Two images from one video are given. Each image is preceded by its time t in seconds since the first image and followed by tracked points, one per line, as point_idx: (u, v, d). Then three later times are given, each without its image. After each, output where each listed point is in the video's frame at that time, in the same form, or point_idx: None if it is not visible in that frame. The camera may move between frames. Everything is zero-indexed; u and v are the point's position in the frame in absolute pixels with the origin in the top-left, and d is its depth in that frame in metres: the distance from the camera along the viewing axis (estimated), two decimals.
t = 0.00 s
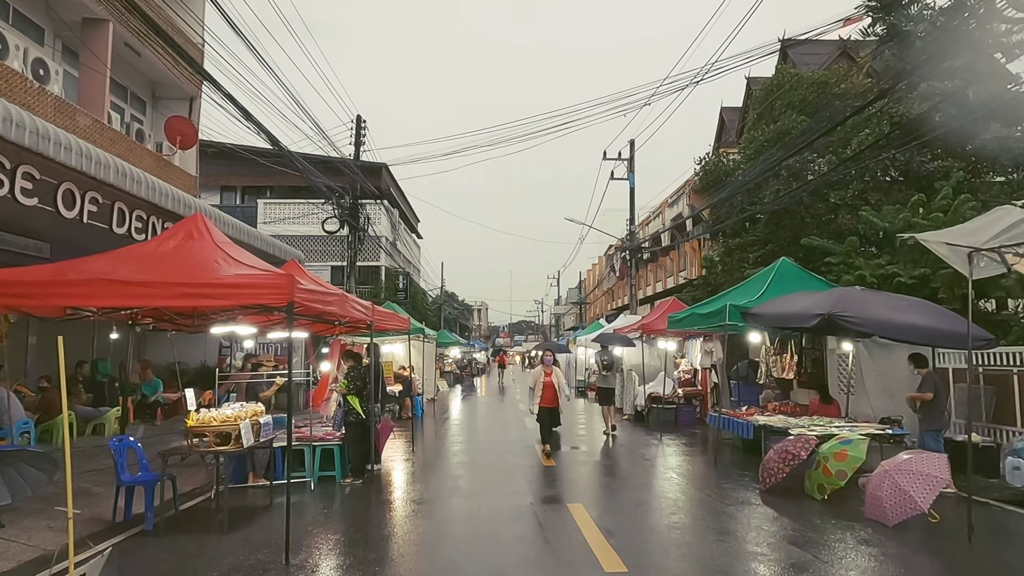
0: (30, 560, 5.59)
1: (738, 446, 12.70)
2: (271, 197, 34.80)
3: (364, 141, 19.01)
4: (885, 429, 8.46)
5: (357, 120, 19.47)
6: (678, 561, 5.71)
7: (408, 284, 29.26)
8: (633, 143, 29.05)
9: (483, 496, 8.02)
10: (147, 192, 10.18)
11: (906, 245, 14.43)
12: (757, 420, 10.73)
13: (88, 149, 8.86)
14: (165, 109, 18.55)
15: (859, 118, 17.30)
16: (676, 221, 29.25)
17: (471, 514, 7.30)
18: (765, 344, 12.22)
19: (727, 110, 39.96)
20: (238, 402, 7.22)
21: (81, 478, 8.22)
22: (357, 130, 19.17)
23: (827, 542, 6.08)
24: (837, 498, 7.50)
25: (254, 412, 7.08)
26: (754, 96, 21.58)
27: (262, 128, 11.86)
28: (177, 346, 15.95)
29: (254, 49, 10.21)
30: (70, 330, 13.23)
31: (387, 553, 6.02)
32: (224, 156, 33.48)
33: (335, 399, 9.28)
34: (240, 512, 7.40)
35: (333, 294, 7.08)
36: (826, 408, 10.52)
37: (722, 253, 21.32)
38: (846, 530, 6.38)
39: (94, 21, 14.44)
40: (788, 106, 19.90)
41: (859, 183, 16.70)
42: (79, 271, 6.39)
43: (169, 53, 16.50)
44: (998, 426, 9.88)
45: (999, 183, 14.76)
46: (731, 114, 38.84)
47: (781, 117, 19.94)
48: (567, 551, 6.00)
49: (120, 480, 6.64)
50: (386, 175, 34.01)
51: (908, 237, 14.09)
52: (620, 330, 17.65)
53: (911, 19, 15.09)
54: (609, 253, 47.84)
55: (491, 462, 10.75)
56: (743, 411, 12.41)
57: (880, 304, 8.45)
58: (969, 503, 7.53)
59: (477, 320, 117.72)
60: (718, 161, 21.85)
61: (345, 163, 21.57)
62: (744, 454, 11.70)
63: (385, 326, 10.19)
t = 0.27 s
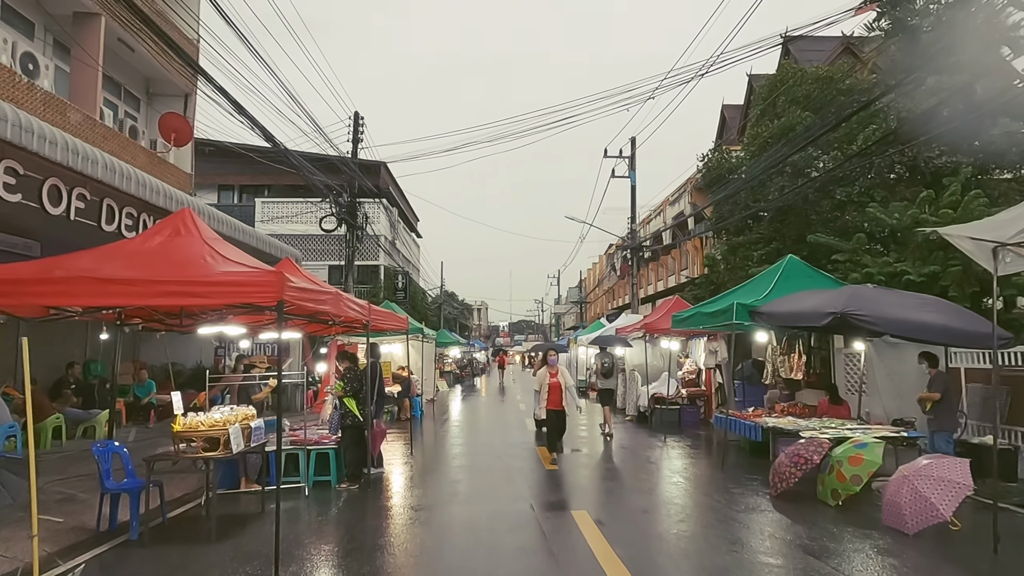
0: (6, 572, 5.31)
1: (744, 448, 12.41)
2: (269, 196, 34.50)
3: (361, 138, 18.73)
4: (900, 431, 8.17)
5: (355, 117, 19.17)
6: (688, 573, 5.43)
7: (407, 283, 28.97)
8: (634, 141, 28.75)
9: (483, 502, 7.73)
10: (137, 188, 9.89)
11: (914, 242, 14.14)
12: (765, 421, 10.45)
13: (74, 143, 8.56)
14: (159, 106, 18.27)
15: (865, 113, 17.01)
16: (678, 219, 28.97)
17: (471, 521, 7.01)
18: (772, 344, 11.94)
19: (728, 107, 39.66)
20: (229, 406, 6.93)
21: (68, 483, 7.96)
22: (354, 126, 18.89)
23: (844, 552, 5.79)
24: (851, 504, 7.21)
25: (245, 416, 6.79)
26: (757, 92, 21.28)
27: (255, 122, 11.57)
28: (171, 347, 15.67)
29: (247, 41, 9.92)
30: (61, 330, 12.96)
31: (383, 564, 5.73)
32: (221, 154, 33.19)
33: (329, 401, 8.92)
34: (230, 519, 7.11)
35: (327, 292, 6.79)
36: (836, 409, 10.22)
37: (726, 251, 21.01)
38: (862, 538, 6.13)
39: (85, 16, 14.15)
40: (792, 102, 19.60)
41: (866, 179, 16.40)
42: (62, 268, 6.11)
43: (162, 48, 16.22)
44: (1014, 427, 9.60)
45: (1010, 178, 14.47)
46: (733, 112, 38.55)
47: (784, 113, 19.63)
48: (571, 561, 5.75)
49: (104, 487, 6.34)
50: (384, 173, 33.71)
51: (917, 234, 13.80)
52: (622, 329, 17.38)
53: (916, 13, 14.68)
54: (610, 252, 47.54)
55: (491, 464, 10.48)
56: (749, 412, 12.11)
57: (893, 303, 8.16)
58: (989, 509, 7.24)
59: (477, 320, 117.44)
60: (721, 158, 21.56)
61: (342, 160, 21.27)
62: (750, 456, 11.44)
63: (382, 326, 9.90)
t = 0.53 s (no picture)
0: None
1: (750, 449, 12.12)
2: (267, 194, 34.21)
3: (359, 135, 18.46)
4: (916, 432, 7.88)
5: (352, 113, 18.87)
6: None
7: (405, 283, 28.66)
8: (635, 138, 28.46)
9: (484, 508, 7.44)
10: (127, 183, 9.59)
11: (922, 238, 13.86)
12: (773, 423, 10.17)
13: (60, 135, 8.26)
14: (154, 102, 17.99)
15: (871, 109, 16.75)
16: (679, 217, 28.66)
17: (471, 528, 6.72)
18: (779, 343, 11.67)
19: (729, 105, 39.38)
20: (220, 407, 6.65)
21: (53, 489, 7.67)
22: (352, 123, 18.61)
23: (863, 561, 5.51)
24: (866, 509, 6.92)
25: (236, 419, 6.51)
26: (760, 89, 21.02)
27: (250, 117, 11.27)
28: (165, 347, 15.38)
29: (240, 31, 9.63)
30: (51, 331, 12.67)
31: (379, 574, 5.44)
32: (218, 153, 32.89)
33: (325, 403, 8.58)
34: (220, 526, 6.82)
35: (320, 289, 6.52)
36: (845, 410, 9.89)
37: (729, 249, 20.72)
38: (880, 545, 5.86)
39: (76, 9, 13.85)
40: (796, 97, 19.32)
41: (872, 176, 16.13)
42: (40, 263, 5.83)
43: (156, 43, 15.93)
44: None
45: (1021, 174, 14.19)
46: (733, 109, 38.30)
47: (788, 109, 19.35)
48: (577, 569, 5.49)
49: (87, 493, 6.05)
50: (383, 172, 33.41)
51: (926, 230, 13.52)
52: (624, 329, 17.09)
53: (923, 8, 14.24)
54: (610, 252, 47.25)
55: (491, 468, 10.19)
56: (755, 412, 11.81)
57: (909, 300, 7.87)
58: (1011, 513, 6.95)
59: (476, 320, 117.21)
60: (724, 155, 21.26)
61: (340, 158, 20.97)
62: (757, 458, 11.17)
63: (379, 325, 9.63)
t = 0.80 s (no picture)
0: None
1: (757, 451, 11.84)
2: (265, 194, 33.92)
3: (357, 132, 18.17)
4: (933, 436, 7.60)
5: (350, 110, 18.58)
6: None
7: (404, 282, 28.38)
8: (636, 137, 28.18)
9: (485, 515, 7.15)
10: (116, 178, 9.30)
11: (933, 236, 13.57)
12: (783, 425, 9.87)
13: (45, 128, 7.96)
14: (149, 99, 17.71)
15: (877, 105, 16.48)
16: (681, 216, 28.41)
17: (471, 537, 6.43)
18: (786, 343, 11.38)
19: (730, 104, 39.12)
20: (209, 411, 6.36)
21: (36, 495, 7.39)
22: (350, 120, 18.32)
23: (884, 572, 5.22)
24: (882, 516, 6.64)
25: (225, 422, 6.21)
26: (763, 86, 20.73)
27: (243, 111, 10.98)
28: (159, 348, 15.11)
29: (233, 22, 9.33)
30: (40, 331, 12.38)
31: None
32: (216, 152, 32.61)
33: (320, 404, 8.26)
34: (209, 534, 6.53)
35: (312, 286, 6.23)
36: (855, 411, 9.57)
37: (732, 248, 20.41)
38: (902, 555, 5.57)
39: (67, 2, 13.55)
40: (800, 94, 19.04)
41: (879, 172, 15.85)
42: (16, 258, 5.51)
43: (150, 38, 15.63)
44: None
45: None
46: (734, 108, 38.06)
47: (792, 106, 19.06)
48: None
49: (68, 501, 5.74)
50: (382, 171, 33.14)
51: (935, 227, 13.22)
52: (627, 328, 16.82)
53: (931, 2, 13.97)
54: (610, 251, 46.96)
55: (493, 471, 9.89)
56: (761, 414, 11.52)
57: (925, 298, 7.60)
58: None
59: (476, 320, 116.98)
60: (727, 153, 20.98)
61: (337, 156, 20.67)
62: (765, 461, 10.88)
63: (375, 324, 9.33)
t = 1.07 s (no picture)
0: None
1: (763, 455, 11.57)
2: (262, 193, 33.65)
3: (354, 129, 17.90)
4: (951, 440, 7.32)
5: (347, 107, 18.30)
6: None
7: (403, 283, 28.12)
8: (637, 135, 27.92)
9: (484, 523, 6.87)
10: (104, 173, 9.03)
11: (941, 235, 13.31)
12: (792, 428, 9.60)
13: (28, 120, 7.70)
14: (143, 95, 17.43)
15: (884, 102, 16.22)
16: (682, 216, 28.16)
17: (470, 547, 6.15)
18: (794, 344, 11.10)
19: (731, 103, 38.90)
20: (196, 415, 6.07)
21: (18, 501, 7.11)
22: (347, 117, 18.04)
23: None
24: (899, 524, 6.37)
25: (212, 427, 5.93)
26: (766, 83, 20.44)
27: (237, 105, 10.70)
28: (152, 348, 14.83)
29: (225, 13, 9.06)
30: (30, 331, 12.10)
31: None
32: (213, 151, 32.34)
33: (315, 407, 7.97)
34: (196, 543, 6.25)
35: (304, 284, 5.95)
36: (866, 414, 9.28)
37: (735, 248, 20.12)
38: (925, 566, 5.28)
39: None
40: (804, 91, 18.76)
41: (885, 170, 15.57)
42: None
43: (144, 33, 15.35)
44: None
45: None
46: (735, 107, 37.85)
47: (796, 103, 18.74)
48: None
49: (47, 510, 5.42)
50: (380, 170, 32.88)
51: (944, 226, 12.94)
52: (629, 329, 16.53)
53: None
54: (610, 252, 46.72)
55: (493, 477, 9.59)
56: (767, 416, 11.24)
57: (941, 297, 7.32)
58: None
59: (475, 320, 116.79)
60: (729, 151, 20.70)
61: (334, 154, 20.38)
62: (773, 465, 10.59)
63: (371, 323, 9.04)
